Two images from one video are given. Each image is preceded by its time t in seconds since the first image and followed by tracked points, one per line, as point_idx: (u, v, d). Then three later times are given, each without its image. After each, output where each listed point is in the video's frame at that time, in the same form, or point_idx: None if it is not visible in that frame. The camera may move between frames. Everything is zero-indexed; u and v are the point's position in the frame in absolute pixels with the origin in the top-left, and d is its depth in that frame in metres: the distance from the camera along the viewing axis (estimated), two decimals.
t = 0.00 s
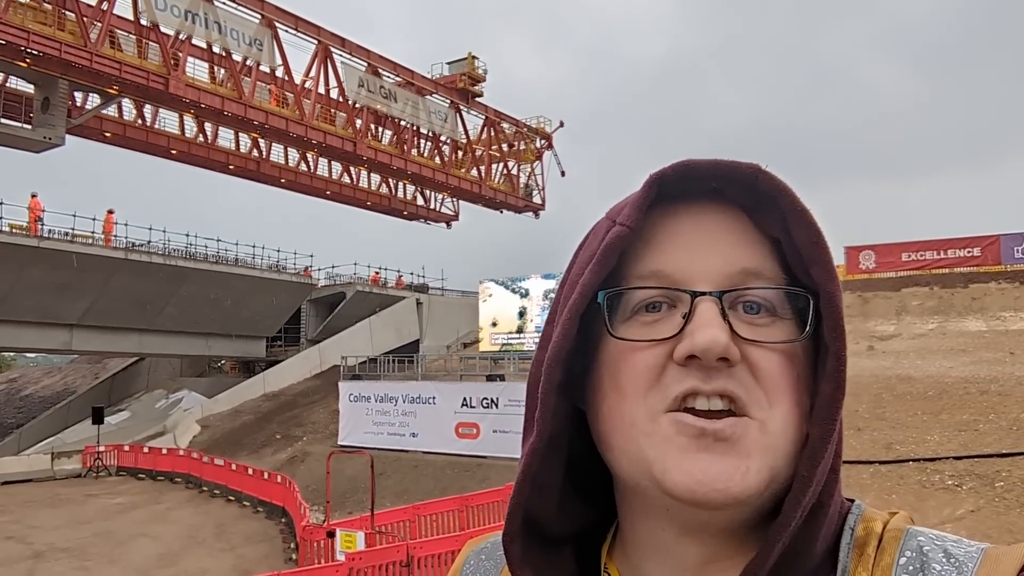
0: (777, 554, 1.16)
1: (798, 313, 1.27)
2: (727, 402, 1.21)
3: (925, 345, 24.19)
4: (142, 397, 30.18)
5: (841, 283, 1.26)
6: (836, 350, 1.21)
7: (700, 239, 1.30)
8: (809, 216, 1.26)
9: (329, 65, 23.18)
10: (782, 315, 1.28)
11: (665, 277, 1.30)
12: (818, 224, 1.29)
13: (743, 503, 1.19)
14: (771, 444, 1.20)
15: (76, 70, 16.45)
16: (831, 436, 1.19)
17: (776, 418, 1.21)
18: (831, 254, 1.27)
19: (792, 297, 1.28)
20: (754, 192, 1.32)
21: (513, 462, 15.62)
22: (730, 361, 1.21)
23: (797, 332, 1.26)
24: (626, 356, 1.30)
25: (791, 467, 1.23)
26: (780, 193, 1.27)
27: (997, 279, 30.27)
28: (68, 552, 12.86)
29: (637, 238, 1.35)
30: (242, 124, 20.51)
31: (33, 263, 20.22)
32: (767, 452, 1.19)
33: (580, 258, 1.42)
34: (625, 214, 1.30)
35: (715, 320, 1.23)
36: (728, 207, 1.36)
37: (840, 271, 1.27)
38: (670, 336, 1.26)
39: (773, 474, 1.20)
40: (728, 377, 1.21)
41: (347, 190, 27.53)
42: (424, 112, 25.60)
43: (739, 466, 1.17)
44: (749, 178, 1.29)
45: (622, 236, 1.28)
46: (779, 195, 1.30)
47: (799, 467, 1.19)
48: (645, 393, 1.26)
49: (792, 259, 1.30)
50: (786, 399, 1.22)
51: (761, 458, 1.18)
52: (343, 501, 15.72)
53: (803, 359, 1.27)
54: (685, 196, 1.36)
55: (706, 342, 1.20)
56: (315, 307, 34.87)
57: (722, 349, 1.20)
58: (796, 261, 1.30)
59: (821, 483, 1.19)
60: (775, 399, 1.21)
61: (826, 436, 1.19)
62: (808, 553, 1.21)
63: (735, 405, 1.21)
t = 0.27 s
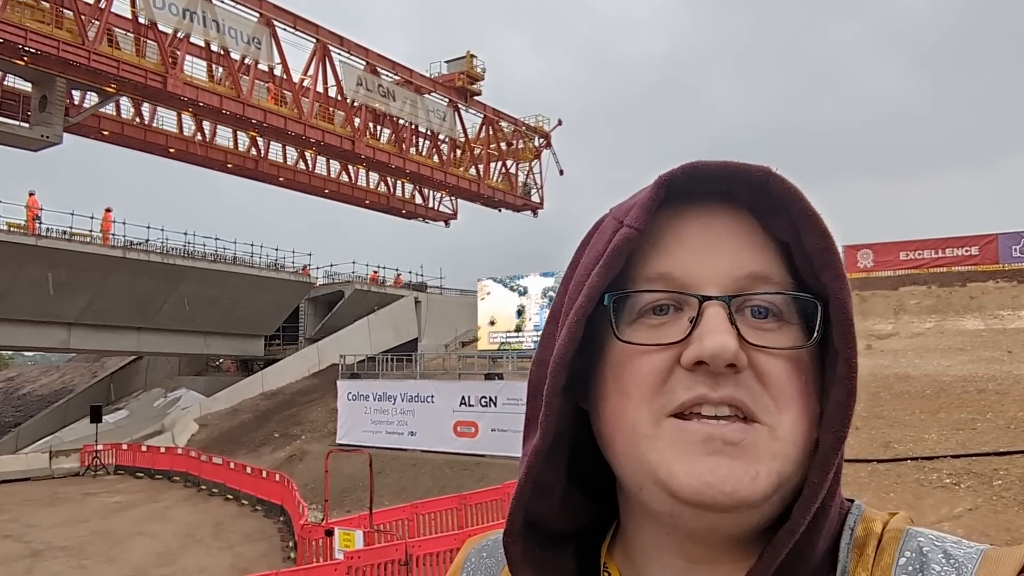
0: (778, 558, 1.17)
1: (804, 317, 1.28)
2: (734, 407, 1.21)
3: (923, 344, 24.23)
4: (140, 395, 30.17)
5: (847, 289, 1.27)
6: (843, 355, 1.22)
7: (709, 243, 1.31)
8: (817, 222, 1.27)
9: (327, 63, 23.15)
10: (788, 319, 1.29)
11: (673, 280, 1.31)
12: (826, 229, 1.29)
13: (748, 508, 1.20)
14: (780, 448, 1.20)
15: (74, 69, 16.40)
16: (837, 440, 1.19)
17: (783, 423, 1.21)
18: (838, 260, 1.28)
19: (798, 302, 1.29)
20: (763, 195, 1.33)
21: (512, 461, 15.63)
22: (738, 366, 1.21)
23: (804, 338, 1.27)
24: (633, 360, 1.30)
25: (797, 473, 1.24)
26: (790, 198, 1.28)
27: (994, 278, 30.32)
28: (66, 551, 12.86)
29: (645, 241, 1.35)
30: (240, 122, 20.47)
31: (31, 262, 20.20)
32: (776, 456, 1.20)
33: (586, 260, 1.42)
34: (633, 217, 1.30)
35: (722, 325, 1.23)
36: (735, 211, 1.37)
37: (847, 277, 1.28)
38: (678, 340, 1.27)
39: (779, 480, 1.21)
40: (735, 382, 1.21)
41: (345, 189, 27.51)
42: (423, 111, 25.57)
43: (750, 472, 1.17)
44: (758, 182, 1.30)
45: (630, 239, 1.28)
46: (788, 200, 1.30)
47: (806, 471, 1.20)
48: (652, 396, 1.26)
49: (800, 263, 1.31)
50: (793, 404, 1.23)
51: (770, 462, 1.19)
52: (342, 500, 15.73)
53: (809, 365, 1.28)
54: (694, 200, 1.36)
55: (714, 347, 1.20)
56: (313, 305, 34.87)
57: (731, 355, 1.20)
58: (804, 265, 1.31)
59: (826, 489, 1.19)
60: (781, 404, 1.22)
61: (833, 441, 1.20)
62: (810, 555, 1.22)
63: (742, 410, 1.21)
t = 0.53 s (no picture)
0: (773, 551, 1.17)
1: (800, 311, 1.28)
2: (731, 400, 1.21)
3: (922, 344, 24.23)
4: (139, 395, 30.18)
5: (844, 283, 1.27)
6: (838, 349, 1.22)
7: (705, 237, 1.31)
8: (813, 216, 1.27)
9: (327, 63, 23.14)
10: (783, 314, 1.29)
11: (669, 275, 1.31)
12: (821, 223, 1.30)
13: (744, 501, 1.20)
14: (776, 441, 1.21)
15: (73, 68, 16.39)
16: (833, 434, 1.19)
17: (779, 418, 1.21)
18: (835, 254, 1.28)
19: (793, 297, 1.29)
20: (758, 189, 1.33)
21: (511, 461, 15.62)
22: (734, 361, 1.21)
23: (800, 332, 1.27)
24: (630, 355, 1.30)
25: (793, 466, 1.24)
26: (786, 192, 1.28)
27: (994, 278, 30.33)
28: (66, 551, 12.85)
29: (641, 236, 1.35)
30: (239, 122, 20.47)
31: (30, 262, 20.19)
32: (772, 449, 1.20)
33: (582, 255, 1.42)
34: (629, 212, 1.30)
35: (719, 320, 1.23)
36: (732, 205, 1.37)
37: (844, 272, 1.29)
38: (675, 335, 1.27)
39: (775, 473, 1.21)
40: (732, 376, 1.21)
41: (344, 189, 27.51)
42: (422, 110, 25.56)
43: (745, 465, 1.17)
44: (754, 176, 1.30)
45: (626, 235, 1.28)
46: (785, 194, 1.30)
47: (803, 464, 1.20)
48: (648, 391, 1.26)
49: (797, 257, 1.31)
50: (789, 398, 1.23)
51: (766, 454, 1.19)
52: (341, 499, 15.72)
53: (804, 359, 1.28)
54: (689, 194, 1.36)
55: (711, 343, 1.20)
56: (312, 305, 34.87)
57: (727, 350, 1.20)
58: (800, 259, 1.31)
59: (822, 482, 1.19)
60: (778, 398, 1.22)
61: (830, 434, 1.20)
62: (805, 547, 1.22)
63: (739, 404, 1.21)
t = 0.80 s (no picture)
0: (779, 550, 1.18)
1: (802, 308, 1.29)
2: (737, 399, 1.21)
3: (921, 343, 24.25)
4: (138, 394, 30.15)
5: (845, 277, 1.27)
6: (841, 342, 1.23)
7: (705, 237, 1.31)
8: (812, 212, 1.27)
9: (326, 62, 23.14)
10: (784, 311, 1.30)
11: (670, 274, 1.31)
12: (821, 219, 1.30)
13: (753, 501, 1.20)
14: (781, 440, 1.21)
15: (72, 67, 16.37)
16: (837, 430, 1.20)
17: (784, 416, 1.22)
18: (834, 250, 1.29)
19: (795, 295, 1.30)
20: (757, 186, 1.33)
21: (511, 460, 15.63)
22: (738, 359, 1.21)
23: (803, 328, 1.28)
24: (634, 356, 1.31)
25: (798, 463, 1.25)
26: (784, 189, 1.29)
27: (993, 278, 30.36)
28: (65, 551, 12.84)
29: (641, 237, 1.35)
30: (238, 122, 20.46)
31: (29, 261, 20.15)
32: (776, 447, 1.20)
33: (584, 254, 1.43)
34: (628, 213, 1.30)
35: (721, 318, 1.24)
36: (731, 203, 1.37)
37: (845, 267, 1.29)
38: (678, 334, 1.27)
39: (780, 471, 1.21)
40: (736, 374, 1.22)
41: (343, 189, 27.50)
42: (422, 109, 25.55)
43: (750, 463, 1.18)
44: (753, 172, 1.30)
45: (626, 236, 1.29)
46: (783, 190, 1.31)
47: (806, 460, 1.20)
48: (654, 390, 1.26)
49: (797, 254, 1.32)
50: (794, 397, 1.24)
51: (771, 454, 1.20)
52: (340, 499, 15.72)
53: (807, 356, 1.29)
54: (689, 192, 1.36)
55: (716, 340, 1.20)
56: (311, 304, 34.89)
57: (730, 348, 1.20)
58: (800, 255, 1.32)
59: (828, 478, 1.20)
60: (781, 395, 1.23)
61: (832, 430, 1.20)
62: (813, 545, 1.22)
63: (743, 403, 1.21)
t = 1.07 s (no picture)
0: (778, 543, 1.18)
1: (797, 301, 1.29)
2: (730, 394, 1.22)
3: (919, 343, 24.28)
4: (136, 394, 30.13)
5: (839, 270, 1.28)
6: (836, 336, 1.24)
7: (700, 232, 1.31)
8: (806, 205, 1.28)
9: (325, 62, 23.14)
10: (780, 304, 1.30)
11: (665, 270, 1.32)
12: (815, 213, 1.30)
13: (748, 494, 1.21)
14: (776, 432, 1.22)
15: (70, 67, 16.34)
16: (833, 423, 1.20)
17: (779, 409, 1.22)
18: (828, 244, 1.29)
19: (791, 288, 1.30)
20: (751, 180, 1.34)
21: (510, 459, 15.64)
22: (734, 353, 1.22)
23: (798, 322, 1.28)
24: (629, 351, 1.31)
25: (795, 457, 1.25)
26: (777, 182, 1.29)
27: (991, 278, 30.39)
28: (64, 550, 12.83)
29: (636, 232, 1.35)
30: (237, 122, 20.45)
31: (27, 261, 20.11)
32: (773, 440, 1.21)
33: (578, 251, 1.43)
34: (622, 209, 1.31)
35: (716, 312, 1.24)
36: (726, 197, 1.38)
37: (839, 259, 1.30)
38: (673, 329, 1.27)
39: (776, 465, 1.22)
40: (732, 369, 1.22)
41: (342, 188, 27.48)
42: (420, 109, 25.55)
43: (747, 457, 1.18)
44: (745, 166, 1.31)
45: (621, 231, 1.29)
46: (777, 183, 1.31)
47: (804, 453, 1.21)
48: (649, 385, 1.27)
49: (792, 247, 1.32)
50: (789, 391, 1.24)
51: (768, 448, 1.20)
52: (339, 499, 15.71)
53: (803, 349, 1.29)
54: (681, 188, 1.37)
55: (709, 334, 1.21)
56: (309, 304, 34.89)
57: (725, 341, 1.21)
58: (794, 248, 1.32)
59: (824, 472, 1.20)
60: (776, 389, 1.23)
61: (829, 424, 1.21)
62: (810, 538, 1.23)
63: (738, 396, 1.22)
